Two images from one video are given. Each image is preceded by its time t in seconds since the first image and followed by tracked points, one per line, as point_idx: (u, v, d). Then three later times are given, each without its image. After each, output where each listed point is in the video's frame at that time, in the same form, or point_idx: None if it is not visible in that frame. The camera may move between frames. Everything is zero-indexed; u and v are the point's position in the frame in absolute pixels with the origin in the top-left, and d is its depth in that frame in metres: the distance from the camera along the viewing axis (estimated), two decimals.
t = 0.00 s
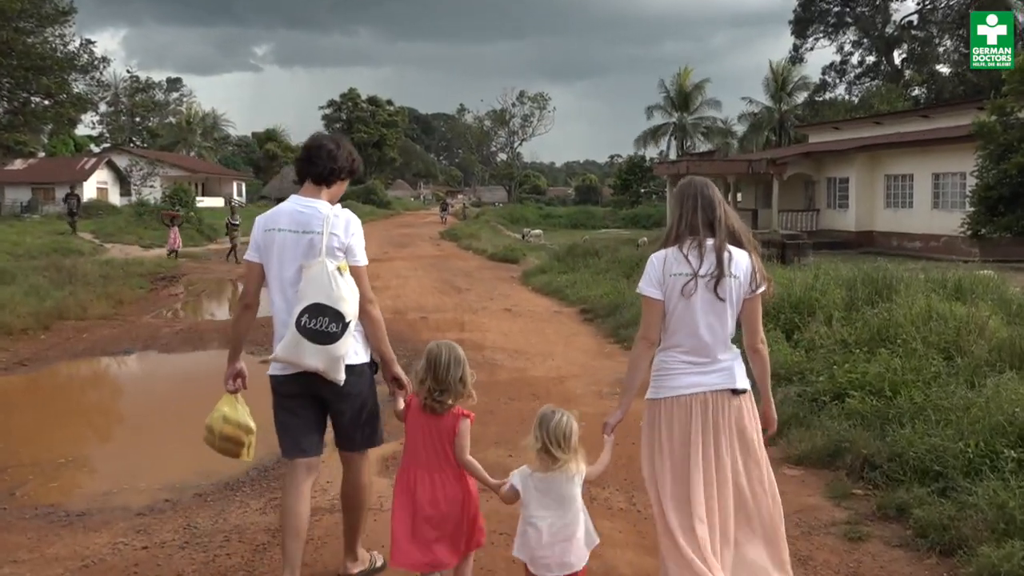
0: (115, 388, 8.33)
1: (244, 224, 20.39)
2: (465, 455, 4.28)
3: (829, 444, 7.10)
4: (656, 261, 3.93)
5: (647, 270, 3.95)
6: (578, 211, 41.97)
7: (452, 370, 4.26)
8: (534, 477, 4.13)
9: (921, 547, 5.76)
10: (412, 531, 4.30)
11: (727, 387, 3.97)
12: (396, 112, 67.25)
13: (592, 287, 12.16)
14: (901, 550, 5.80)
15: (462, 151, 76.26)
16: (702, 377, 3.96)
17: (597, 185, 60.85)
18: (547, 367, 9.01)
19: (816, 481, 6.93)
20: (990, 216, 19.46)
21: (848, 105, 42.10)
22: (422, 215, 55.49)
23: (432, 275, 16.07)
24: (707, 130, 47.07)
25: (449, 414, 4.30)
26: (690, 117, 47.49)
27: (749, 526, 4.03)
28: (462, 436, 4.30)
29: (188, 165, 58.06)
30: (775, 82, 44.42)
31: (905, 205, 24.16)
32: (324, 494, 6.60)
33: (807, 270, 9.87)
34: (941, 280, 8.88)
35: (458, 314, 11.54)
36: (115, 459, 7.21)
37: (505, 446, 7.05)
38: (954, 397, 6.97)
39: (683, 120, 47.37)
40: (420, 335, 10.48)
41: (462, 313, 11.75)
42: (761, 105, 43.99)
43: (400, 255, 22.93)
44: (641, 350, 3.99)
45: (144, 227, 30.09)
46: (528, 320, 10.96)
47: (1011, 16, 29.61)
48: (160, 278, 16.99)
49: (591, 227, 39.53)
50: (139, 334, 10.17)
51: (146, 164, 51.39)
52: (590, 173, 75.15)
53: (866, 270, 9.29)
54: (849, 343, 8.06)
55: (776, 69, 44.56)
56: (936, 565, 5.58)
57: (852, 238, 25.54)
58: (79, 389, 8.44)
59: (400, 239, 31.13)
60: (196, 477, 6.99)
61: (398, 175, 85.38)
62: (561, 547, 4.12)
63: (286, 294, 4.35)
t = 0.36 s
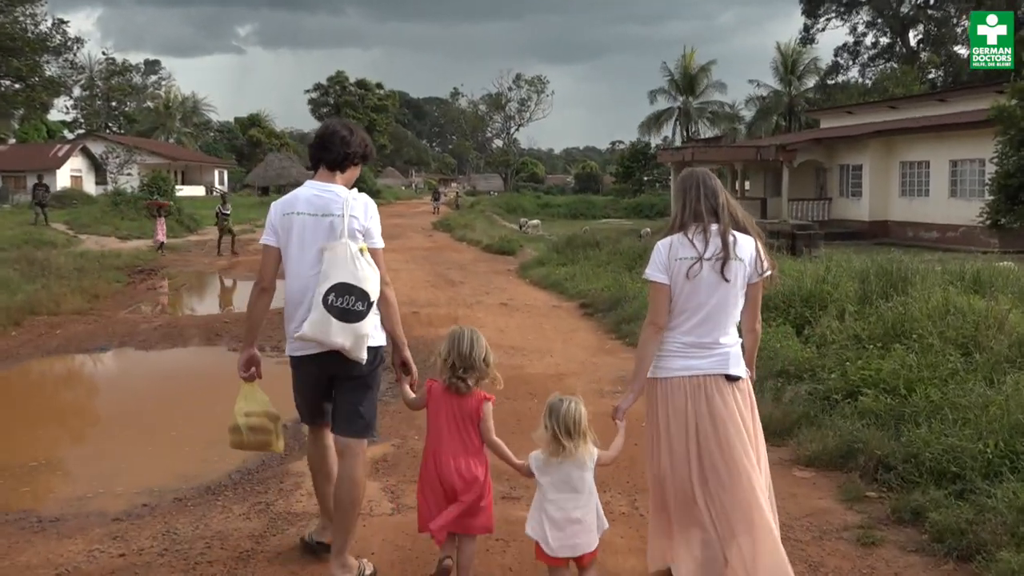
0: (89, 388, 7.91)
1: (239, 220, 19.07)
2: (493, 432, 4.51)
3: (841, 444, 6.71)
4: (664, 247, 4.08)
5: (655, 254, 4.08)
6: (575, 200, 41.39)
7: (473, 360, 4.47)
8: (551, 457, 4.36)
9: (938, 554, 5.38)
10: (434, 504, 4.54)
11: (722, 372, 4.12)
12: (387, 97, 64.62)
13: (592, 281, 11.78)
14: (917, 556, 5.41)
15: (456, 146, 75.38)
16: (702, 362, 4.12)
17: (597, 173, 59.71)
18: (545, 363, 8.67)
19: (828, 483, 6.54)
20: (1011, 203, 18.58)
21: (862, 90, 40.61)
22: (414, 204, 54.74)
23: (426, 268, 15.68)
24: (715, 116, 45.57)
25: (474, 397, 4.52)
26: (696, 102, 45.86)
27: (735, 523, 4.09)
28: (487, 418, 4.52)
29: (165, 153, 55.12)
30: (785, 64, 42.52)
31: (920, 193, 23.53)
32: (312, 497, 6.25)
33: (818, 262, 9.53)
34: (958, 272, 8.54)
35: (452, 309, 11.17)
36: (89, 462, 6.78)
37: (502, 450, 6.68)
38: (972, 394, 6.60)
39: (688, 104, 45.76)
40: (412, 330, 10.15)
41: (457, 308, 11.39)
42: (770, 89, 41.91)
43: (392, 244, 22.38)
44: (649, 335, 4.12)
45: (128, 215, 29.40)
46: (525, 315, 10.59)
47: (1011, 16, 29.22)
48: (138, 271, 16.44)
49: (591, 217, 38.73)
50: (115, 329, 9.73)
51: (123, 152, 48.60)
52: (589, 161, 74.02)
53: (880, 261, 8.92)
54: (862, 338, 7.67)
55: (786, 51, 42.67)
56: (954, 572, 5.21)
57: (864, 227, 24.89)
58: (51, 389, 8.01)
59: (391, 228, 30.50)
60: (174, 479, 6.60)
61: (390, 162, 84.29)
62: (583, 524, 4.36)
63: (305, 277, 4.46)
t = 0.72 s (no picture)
0: (57, 394, 7.51)
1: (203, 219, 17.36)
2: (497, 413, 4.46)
3: (849, 450, 6.37)
4: (659, 229, 3.96)
5: (649, 240, 3.98)
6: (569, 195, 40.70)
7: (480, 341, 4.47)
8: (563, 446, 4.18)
9: (950, 565, 5.03)
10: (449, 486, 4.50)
11: (713, 356, 3.96)
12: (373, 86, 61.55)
13: (587, 280, 11.45)
14: (929, 569, 5.07)
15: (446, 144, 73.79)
16: (694, 344, 3.97)
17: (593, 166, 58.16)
18: (539, 366, 8.32)
19: (836, 491, 6.19)
20: None
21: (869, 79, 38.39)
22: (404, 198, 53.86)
23: (415, 266, 15.27)
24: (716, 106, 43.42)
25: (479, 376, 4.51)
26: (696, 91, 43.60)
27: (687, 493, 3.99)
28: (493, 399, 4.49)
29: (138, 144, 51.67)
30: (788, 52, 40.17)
31: (932, 186, 22.61)
32: (294, 506, 5.87)
33: (825, 259, 9.19)
34: (970, 271, 8.22)
35: (442, 310, 10.83)
36: (56, 475, 6.38)
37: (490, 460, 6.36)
38: (986, 398, 6.26)
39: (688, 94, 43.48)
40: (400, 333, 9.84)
41: (446, 309, 11.07)
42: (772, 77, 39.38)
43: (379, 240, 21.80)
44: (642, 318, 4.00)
45: (104, 207, 28.56)
46: (517, 315, 10.25)
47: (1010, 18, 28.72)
48: (112, 271, 15.87)
49: (587, 212, 37.08)
50: (86, 331, 9.29)
51: (95, 143, 46.33)
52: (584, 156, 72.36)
53: (889, 258, 8.60)
54: (870, 339, 7.35)
55: (792, 39, 40.34)
56: None
57: (874, 224, 23.82)
58: (19, 396, 7.59)
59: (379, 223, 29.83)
60: (149, 489, 6.24)
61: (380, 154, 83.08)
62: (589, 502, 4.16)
63: (296, 271, 4.19)
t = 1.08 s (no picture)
0: (38, 403, 7.05)
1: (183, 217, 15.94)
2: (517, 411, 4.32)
3: (870, 462, 6.01)
4: (684, 234, 3.89)
5: (674, 243, 3.91)
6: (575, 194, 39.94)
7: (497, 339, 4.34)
8: (553, 438, 4.16)
9: None
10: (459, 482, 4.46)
11: (746, 356, 3.91)
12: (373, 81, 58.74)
13: (592, 284, 11.11)
14: None
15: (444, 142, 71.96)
16: (730, 345, 3.90)
17: (601, 162, 56.47)
18: (542, 374, 7.97)
19: (855, 506, 5.81)
20: None
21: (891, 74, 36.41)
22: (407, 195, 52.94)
23: (413, 267, 14.85)
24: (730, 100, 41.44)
25: (495, 376, 4.38)
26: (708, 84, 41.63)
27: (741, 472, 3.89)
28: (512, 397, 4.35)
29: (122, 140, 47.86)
30: (806, 44, 38.03)
31: (958, 186, 20.99)
32: (286, 519, 5.42)
33: (843, 261, 8.86)
34: (995, 275, 7.89)
35: (445, 314, 10.48)
36: (39, 488, 5.95)
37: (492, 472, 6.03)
38: (1015, 406, 5.91)
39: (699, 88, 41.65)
40: (398, 340, 9.52)
41: (447, 313, 10.73)
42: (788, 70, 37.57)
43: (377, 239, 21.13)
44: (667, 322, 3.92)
45: (87, 206, 27.58)
46: (521, 319, 9.89)
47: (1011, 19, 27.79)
48: (94, 272, 15.22)
49: (595, 212, 36.27)
50: (67, 335, 8.82)
51: (77, 139, 41.12)
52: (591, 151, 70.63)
53: (911, 260, 8.26)
54: (891, 344, 7.00)
55: (809, 28, 38.07)
56: None
57: (894, 224, 22.22)
58: None
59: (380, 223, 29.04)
60: (136, 501, 5.80)
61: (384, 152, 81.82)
62: (579, 501, 4.12)
63: (293, 263, 4.29)
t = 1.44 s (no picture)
0: (14, 416, 6.60)
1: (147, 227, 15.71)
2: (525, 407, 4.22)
3: (888, 479, 5.60)
4: (702, 232, 3.89)
5: (691, 240, 3.90)
6: (578, 195, 39.30)
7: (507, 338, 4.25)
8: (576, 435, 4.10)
9: None
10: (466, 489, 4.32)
11: (762, 353, 3.94)
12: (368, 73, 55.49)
13: (597, 291, 10.83)
14: None
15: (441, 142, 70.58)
16: (746, 341, 3.93)
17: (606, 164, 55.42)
18: (544, 385, 7.63)
19: (872, 523, 5.40)
20: None
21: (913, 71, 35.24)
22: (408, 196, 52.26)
23: (410, 272, 14.47)
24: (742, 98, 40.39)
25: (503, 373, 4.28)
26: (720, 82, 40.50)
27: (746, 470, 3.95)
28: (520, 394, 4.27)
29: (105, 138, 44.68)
30: (822, 39, 36.98)
31: (981, 188, 20.20)
32: (276, 538, 5.02)
33: (861, 268, 8.52)
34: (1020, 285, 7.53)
35: (444, 323, 10.15)
36: (13, 507, 5.50)
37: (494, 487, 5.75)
38: None
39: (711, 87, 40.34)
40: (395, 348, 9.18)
41: (445, 322, 10.41)
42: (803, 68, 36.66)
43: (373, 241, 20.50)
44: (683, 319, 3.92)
45: (66, 209, 26.44)
46: (525, 327, 9.56)
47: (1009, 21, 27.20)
48: (76, 275, 14.61)
49: (600, 216, 35.84)
50: (47, 342, 8.38)
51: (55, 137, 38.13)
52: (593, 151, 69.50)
53: (933, 267, 7.89)
54: (911, 355, 6.64)
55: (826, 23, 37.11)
56: None
57: (916, 229, 21.39)
58: None
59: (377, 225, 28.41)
60: (119, 520, 5.37)
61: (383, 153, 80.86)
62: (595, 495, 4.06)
63: (308, 276, 4.31)
